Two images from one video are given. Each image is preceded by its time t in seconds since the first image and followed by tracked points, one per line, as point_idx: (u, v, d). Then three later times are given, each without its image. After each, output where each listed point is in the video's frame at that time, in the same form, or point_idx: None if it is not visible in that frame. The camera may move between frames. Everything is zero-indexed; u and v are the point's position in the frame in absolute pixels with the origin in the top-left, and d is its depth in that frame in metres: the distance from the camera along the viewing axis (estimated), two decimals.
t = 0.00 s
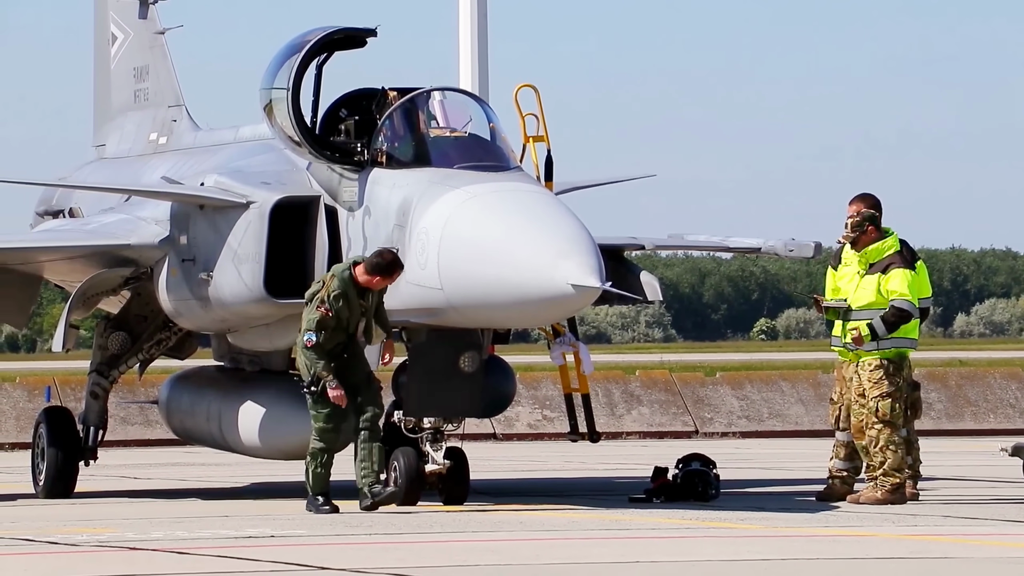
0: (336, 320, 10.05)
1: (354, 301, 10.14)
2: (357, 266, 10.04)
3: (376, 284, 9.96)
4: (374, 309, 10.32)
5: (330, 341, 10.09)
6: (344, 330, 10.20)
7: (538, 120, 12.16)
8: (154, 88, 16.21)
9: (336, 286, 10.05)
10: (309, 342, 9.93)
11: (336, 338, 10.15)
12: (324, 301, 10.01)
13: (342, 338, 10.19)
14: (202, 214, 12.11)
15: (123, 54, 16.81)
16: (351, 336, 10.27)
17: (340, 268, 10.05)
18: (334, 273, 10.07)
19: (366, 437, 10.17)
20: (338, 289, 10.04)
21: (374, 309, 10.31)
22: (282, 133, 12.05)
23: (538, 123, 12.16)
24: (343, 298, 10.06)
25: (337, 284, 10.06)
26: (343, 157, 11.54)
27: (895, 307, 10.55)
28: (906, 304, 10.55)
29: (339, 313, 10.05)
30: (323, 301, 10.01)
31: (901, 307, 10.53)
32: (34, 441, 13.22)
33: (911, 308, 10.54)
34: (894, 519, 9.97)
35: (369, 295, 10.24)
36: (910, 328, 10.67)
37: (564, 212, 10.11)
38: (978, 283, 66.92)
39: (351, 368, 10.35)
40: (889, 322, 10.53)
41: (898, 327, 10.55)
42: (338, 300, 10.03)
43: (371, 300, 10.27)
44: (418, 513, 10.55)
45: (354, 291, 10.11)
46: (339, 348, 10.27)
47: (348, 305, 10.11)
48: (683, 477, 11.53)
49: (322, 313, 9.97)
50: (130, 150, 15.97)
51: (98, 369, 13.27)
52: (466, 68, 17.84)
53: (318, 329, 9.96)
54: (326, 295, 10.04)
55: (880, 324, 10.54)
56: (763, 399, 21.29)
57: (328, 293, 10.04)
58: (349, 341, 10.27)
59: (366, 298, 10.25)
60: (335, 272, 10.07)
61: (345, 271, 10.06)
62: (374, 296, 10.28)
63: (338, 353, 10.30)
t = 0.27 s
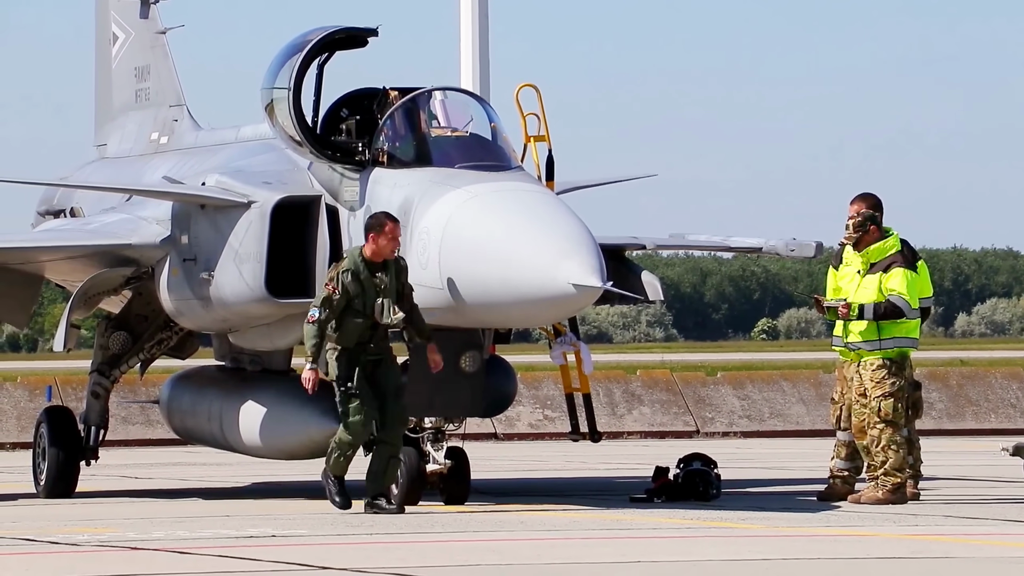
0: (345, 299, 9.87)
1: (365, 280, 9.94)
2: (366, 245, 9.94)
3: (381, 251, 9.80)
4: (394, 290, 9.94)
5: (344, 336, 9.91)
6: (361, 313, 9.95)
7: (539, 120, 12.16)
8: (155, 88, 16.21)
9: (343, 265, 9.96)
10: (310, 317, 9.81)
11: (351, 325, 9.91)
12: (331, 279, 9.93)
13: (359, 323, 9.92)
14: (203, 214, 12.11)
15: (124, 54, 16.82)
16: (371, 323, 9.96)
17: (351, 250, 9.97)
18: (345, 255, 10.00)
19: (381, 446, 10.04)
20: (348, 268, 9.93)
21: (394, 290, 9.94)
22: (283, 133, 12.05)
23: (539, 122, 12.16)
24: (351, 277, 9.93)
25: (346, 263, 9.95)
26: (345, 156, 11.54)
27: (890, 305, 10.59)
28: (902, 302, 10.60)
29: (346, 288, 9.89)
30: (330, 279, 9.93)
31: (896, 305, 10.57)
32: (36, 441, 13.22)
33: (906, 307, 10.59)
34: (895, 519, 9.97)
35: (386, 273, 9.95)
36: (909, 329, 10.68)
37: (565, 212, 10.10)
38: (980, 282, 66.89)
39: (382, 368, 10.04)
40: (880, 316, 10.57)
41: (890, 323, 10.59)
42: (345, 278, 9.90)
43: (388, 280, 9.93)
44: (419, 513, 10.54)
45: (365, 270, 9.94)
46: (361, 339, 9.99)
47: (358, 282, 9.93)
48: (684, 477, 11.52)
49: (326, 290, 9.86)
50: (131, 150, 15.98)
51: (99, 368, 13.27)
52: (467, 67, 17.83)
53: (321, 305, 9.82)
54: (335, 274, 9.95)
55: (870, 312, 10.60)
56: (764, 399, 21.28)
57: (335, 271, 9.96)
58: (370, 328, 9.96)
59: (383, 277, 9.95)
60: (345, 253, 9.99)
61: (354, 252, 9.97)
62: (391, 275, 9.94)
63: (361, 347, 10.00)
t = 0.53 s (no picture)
0: (350, 288, 9.71)
1: (370, 266, 9.69)
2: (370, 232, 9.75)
3: (382, 236, 9.60)
4: (403, 274, 9.68)
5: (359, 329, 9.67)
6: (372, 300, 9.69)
7: (540, 119, 12.16)
8: (156, 87, 16.21)
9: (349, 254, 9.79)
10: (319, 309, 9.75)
11: (362, 315, 9.66)
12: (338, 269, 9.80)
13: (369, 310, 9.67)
14: (205, 214, 12.11)
15: (125, 54, 16.82)
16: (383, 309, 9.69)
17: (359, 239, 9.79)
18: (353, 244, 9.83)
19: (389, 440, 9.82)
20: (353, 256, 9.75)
21: (403, 274, 9.68)
22: (284, 133, 12.05)
23: (540, 122, 12.16)
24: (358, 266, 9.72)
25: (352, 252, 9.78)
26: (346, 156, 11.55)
27: (890, 305, 10.59)
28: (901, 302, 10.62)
29: (349, 277, 9.71)
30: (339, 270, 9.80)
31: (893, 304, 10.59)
32: (37, 440, 13.22)
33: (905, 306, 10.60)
34: (896, 519, 9.96)
35: (394, 257, 9.70)
36: (909, 328, 10.68)
37: (567, 212, 10.11)
38: (981, 282, 66.87)
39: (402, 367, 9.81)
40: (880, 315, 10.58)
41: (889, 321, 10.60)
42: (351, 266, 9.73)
43: (396, 263, 9.68)
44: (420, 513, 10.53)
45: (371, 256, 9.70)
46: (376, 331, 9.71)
47: (365, 268, 9.70)
48: (685, 476, 11.52)
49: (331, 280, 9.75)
50: (132, 150, 15.98)
51: (100, 368, 13.27)
52: (468, 67, 17.83)
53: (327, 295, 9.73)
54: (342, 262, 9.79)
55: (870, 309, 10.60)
56: (765, 398, 21.28)
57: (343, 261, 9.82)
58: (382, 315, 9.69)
59: (391, 261, 9.68)
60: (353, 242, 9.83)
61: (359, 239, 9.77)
62: (400, 257, 9.68)
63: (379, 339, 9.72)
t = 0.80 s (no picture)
0: (365, 280, 9.53)
1: (383, 258, 9.54)
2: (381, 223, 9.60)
3: (393, 228, 9.46)
4: (417, 265, 9.52)
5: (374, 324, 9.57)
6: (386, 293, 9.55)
7: (541, 120, 12.17)
8: (158, 87, 16.20)
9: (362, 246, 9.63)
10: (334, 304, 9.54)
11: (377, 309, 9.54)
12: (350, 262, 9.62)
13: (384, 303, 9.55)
14: (206, 214, 12.11)
15: (126, 53, 16.81)
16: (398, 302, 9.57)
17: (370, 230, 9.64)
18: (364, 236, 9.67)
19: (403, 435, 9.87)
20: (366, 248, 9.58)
21: (415, 266, 9.50)
22: (285, 133, 12.06)
23: (541, 122, 12.16)
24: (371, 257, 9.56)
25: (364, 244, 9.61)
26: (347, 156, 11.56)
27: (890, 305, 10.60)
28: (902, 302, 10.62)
29: (362, 270, 9.54)
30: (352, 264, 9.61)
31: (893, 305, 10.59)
32: (37, 440, 13.22)
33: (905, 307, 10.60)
34: (897, 519, 9.96)
35: (405, 248, 9.54)
36: (909, 328, 10.68)
37: (568, 211, 10.10)
38: (982, 282, 66.85)
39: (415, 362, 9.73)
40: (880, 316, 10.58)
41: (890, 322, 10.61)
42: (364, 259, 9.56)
43: (407, 254, 9.51)
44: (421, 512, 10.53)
45: (384, 248, 9.55)
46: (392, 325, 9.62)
47: (379, 260, 9.55)
48: (686, 476, 11.52)
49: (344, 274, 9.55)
50: (134, 150, 15.97)
51: (101, 368, 13.27)
52: (469, 67, 17.82)
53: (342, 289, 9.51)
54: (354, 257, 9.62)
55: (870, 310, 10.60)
56: (765, 398, 21.28)
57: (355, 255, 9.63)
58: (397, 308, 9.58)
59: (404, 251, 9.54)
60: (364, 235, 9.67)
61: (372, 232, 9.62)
62: (411, 249, 9.51)
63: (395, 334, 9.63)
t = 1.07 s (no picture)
0: (396, 273, 9.46)
1: (413, 253, 9.50)
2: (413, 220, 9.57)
3: (427, 224, 9.42)
4: (446, 261, 9.47)
5: (402, 318, 9.43)
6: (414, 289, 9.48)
7: (541, 120, 12.16)
8: (159, 87, 16.20)
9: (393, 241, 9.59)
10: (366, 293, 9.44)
11: (406, 303, 9.44)
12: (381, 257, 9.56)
13: (413, 299, 9.46)
14: (207, 213, 12.11)
15: (128, 53, 16.80)
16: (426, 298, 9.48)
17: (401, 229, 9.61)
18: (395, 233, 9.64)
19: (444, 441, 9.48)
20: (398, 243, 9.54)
21: (445, 262, 9.46)
22: (286, 133, 12.06)
23: (541, 122, 12.16)
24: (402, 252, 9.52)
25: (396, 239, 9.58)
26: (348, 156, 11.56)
27: (892, 305, 10.59)
28: (903, 302, 10.61)
29: (393, 261, 9.48)
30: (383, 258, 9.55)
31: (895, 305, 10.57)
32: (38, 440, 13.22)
33: (908, 307, 10.58)
34: (899, 519, 9.95)
35: (436, 245, 9.51)
36: (909, 327, 10.68)
37: (569, 212, 10.10)
38: (983, 281, 66.84)
39: (439, 364, 9.49)
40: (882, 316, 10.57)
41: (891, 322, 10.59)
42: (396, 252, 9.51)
43: (438, 250, 9.48)
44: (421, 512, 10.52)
45: (415, 243, 9.52)
46: (419, 322, 9.49)
47: (408, 255, 9.51)
48: (687, 476, 11.51)
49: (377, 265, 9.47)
50: (135, 150, 15.97)
51: (103, 368, 13.27)
52: (471, 67, 17.82)
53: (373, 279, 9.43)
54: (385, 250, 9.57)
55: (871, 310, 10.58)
56: (766, 398, 21.28)
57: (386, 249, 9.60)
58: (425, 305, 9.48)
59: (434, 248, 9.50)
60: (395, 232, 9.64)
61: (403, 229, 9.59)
62: (442, 246, 9.49)
63: (421, 332, 9.49)
